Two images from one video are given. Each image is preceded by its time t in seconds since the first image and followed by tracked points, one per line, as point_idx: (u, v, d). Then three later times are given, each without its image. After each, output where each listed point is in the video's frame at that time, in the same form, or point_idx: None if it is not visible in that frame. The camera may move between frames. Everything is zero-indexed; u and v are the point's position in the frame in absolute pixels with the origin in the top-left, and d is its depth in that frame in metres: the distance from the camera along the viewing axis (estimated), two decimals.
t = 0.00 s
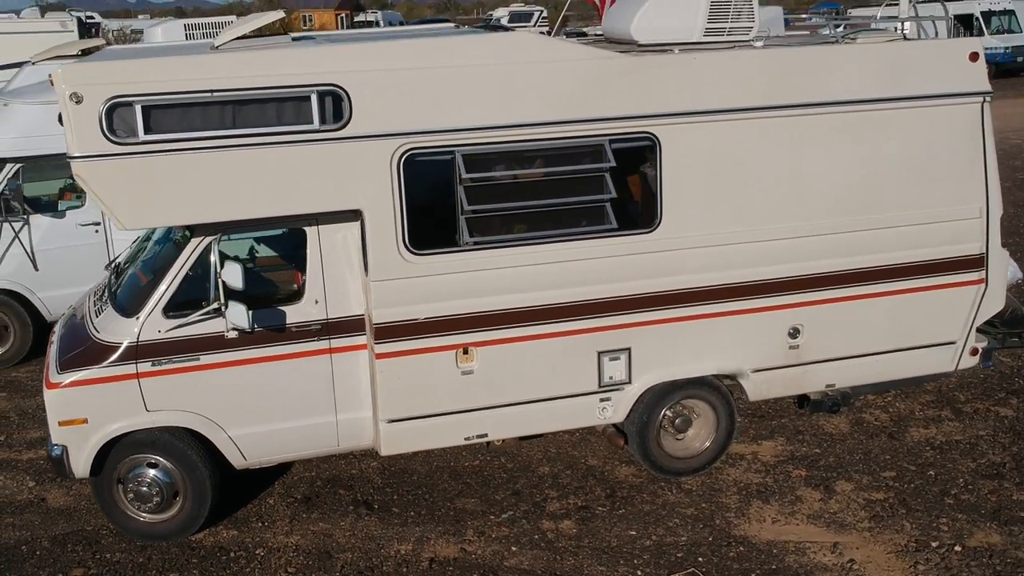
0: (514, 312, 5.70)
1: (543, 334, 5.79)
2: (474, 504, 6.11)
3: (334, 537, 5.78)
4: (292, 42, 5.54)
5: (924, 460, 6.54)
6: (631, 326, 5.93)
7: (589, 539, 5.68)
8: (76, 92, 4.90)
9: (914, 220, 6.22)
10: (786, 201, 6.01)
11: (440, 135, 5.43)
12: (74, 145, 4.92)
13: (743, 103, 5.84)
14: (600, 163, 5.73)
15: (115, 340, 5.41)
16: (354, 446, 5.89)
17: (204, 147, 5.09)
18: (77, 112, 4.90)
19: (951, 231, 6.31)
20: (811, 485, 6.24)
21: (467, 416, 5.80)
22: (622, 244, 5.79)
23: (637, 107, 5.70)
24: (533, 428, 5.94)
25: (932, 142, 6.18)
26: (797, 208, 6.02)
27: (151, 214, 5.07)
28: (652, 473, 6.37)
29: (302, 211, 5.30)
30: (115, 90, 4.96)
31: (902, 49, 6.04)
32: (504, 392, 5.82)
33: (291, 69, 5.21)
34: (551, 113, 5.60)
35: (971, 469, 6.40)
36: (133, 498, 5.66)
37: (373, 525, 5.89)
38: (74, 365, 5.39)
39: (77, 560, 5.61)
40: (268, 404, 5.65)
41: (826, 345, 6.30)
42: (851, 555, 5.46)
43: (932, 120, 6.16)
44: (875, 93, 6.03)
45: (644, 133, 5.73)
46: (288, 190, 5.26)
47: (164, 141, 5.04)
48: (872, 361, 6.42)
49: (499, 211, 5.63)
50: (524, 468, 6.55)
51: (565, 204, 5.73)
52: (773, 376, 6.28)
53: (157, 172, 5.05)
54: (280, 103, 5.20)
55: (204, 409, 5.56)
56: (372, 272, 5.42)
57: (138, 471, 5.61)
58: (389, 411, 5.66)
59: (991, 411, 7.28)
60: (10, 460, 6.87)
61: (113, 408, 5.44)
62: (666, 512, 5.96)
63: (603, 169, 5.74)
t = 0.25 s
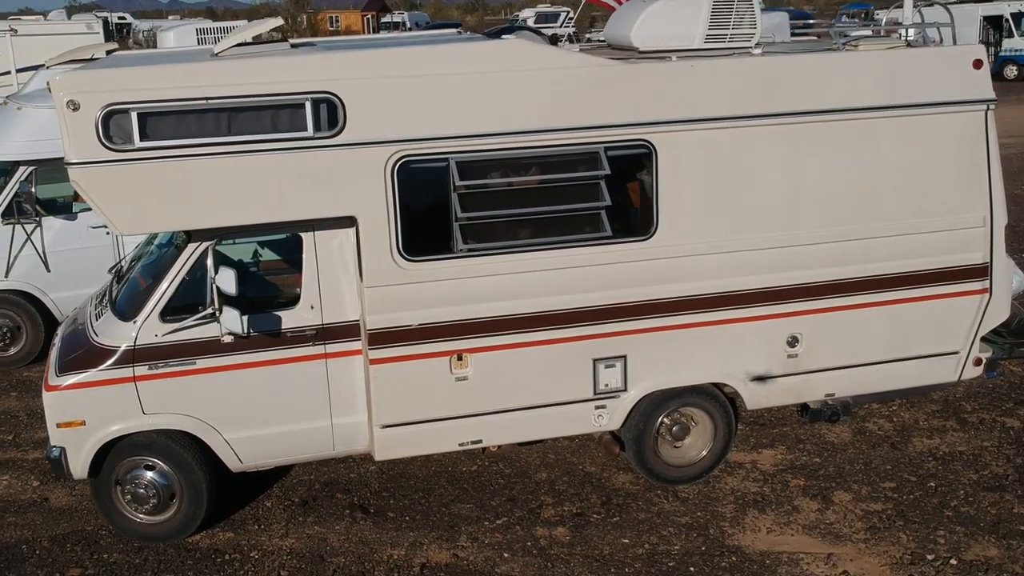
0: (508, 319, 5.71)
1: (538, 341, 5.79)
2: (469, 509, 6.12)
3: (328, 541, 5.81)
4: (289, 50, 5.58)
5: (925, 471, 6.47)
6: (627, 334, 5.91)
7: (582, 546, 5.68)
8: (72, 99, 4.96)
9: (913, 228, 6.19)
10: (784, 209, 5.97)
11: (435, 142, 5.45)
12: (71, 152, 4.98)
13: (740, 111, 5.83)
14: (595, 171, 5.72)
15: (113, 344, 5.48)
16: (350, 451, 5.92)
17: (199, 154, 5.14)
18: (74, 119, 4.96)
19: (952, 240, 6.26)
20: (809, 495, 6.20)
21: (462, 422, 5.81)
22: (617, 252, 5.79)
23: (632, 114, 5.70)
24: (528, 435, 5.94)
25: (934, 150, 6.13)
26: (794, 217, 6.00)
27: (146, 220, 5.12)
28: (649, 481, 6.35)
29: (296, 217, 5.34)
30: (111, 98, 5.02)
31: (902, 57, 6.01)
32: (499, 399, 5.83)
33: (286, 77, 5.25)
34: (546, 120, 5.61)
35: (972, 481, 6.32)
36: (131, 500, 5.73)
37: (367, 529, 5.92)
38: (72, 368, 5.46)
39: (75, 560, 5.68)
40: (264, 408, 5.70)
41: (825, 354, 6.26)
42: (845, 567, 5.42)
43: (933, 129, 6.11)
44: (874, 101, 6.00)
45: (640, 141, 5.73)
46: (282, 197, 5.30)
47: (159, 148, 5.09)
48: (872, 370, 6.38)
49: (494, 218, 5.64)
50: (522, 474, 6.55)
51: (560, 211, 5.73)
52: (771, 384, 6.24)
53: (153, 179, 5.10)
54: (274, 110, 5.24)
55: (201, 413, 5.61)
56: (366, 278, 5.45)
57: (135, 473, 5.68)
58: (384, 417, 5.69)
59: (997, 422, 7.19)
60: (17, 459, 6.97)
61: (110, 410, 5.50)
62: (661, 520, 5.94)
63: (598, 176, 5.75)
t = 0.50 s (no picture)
0: (502, 327, 5.73)
1: (532, 349, 5.80)
2: (464, 515, 6.14)
3: (323, 544, 5.86)
4: (287, 58, 5.64)
5: (927, 484, 6.39)
6: (622, 342, 5.91)
7: (574, 555, 5.68)
8: (71, 107, 5.05)
9: (914, 238, 6.15)
10: (781, 218, 5.94)
11: (429, 150, 5.48)
12: (69, 159, 5.06)
13: (736, 120, 5.81)
14: (591, 179, 5.73)
15: (112, 347, 5.57)
16: (346, 455, 5.97)
17: (195, 161, 5.21)
18: (72, 126, 5.05)
19: (954, 250, 6.21)
20: (806, 506, 6.15)
21: (456, 428, 5.84)
22: (612, 260, 5.79)
23: (628, 123, 5.71)
24: (523, 442, 5.95)
25: (935, 159, 6.08)
26: (793, 226, 5.96)
27: (143, 226, 5.19)
28: (646, 489, 6.34)
29: (291, 224, 5.39)
30: (108, 106, 5.10)
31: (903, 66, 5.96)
32: (493, 406, 5.84)
33: (281, 85, 5.30)
34: (540, 129, 5.62)
35: (975, 494, 6.24)
36: (129, 501, 5.81)
37: (362, 534, 5.96)
38: (72, 371, 5.55)
39: (74, 559, 5.77)
40: (260, 412, 5.75)
41: (824, 364, 6.22)
42: None
43: (934, 138, 6.06)
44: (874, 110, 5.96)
45: (636, 150, 5.73)
46: (277, 204, 5.35)
47: (156, 155, 5.16)
48: (873, 381, 6.32)
49: (488, 225, 5.66)
50: (519, 480, 6.56)
51: (555, 219, 5.74)
52: (769, 394, 6.20)
53: (149, 186, 5.17)
54: (270, 118, 5.29)
55: (197, 416, 5.68)
56: (360, 285, 5.50)
57: (133, 475, 5.76)
58: (378, 422, 5.73)
59: (1005, 434, 7.09)
60: (25, 458, 7.09)
61: (108, 413, 5.59)
62: (655, 529, 5.93)
63: (593, 185, 5.75)
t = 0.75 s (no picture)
0: (498, 334, 5.74)
1: (528, 356, 5.81)
2: (462, 521, 6.16)
3: (320, 548, 5.91)
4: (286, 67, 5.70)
5: (929, 496, 6.33)
6: (619, 350, 5.91)
7: (568, 563, 5.68)
8: (71, 115, 5.13)
9: (915, 248, 6.11)
10: (778, 227, 5.96)
11: (425, 158, 5.52)
12: (69, 166, 5.14)
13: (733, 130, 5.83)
14: (588, 188, 5.73)
15: (113, 351, 5.65)
16: (343, 460, 6.01)
17: (193, 169, 5.26)
18: (73, 133, 5.13)
19: (958, 260, 6.15)
20: (805, 517, 6.11)
21: (452, 435, 5.86)
22: (608, 268, 5.80)
23: (625, 132, 5.72)
24: (519, 449, 5.96)
25: (936, 169, 6.05)
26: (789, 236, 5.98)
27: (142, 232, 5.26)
28: (643, 498, 6.33)
29: (288, 231, 5.44)
30: (108, 114, 5.18)
31: (904, 75, 5.93)
32: (489, 413, 5.86)
33: (278, 94, 5.36)
34: (537, 137, 5.63)
35: (977, 507, 6.17)
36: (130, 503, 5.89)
37: (359, 538, 6.00)
38: (74, 374, 5.64)
39: (76, 559, 5.86)
40: (258, 417, 5.81)
41: (824, 374, 6.18)
42: None
43: (936, 147, 6.02)
44: (874, 119, 5.94)
45: (633, 158, 5.74)
46: (274, 210, 5.40)
47: (155, 162, 5.23)
48: (874, 391, 6.27)
49: (485, 233, 5.68)
50: (518, 487, 6.58)
51: (552, 227, 5.75)
52: (768, 404, 6.17)
53: (148, 192, 5.23)
54: (267, 126, 5.35)
55: (197, 420, 5.74)
56: (356, 291, 5.55)
57: (134, 477, 5.84)
58: (374, 427, 5.76)
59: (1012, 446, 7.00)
60: (35, 458, 7.21)
61: (109, 416, 5.67)
62: (651, 538, 5.92)
63: (590, 194, 5.76)
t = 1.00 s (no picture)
0: (494, 342, 5.76)
1: (524, 365, 5.82)
2: (458, 528, 6.19)
3: (316, 553, 5.96)
4: (286, 75, 5.75)
5: (930, 509, 6.27)
6: (616, 360, 5.90)
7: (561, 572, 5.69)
8: (72, 124, 5.21)
9: (917, 259, 6.05)
10: (778, 238, 5.93)
11: (422, 167, 5.55)
12: (70, 174, 5.22)
13: (732, 140, 5.80)
14: (585, 197, 5.73)
15: (114, 356, 5.73)
16: (341, 466, 6.05)
17: (192, 177, 5.32)
18: (73, 142, 5.21)
19: (961, 271, 6.09)
20: (803, 529, 6.08)
21: (448, 442, 5.89)
22: (605, 278, 5.80)
23: (622, 141, 5.71)
24: (515, 457, 5.97)
25: (940, 180, 5.99)
26: (789, 246, 5.94)
27: (141, 239, 5.32)
28: (641, 507, 6.32)
29: (285, 239, 5.49)
30: (108, 123, 5.26)
31: (907, 85, 5.89)
32: (485, 421, 5.88)
33: (276, 103, 5.42)
34: (534, 147, 5.64)
35: (978, 521, 6.11)
36: (130, 506, 5.97)
37: (355, 544, 6.04)
38: (75, 378, 5.73)
39: (77, 560, 5.95)
40: (256, 422, 5.86)
41: (824, 386, 6.14)
42: None
43: (939, 158, 5.97)
44: (876, 129, 5.89)
45: (630, 168, 5.73)
46: (272, 219, 5.44)
47: (154, 171, 5.29)
48: (875, 403, 6.22)
49: (481, 242, 5.70)
50: (517, 494, 6.59)
51: (549, 237, 5.76)
52: (766, 414, 6.14)
53: (147, 200, 5.29)
54: (265, 135, 5.40)
55: (196, 424, 5.81)
56: (352, 299, 5.59)
57: (134, 479, 5.91)
58: (370, 434, 5.80)
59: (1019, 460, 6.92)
60: (44, 459, 7.32)
61: (109, 419, 5.74)
62: (646, 548, 5.91)
63: (587, 203, 5.76)
